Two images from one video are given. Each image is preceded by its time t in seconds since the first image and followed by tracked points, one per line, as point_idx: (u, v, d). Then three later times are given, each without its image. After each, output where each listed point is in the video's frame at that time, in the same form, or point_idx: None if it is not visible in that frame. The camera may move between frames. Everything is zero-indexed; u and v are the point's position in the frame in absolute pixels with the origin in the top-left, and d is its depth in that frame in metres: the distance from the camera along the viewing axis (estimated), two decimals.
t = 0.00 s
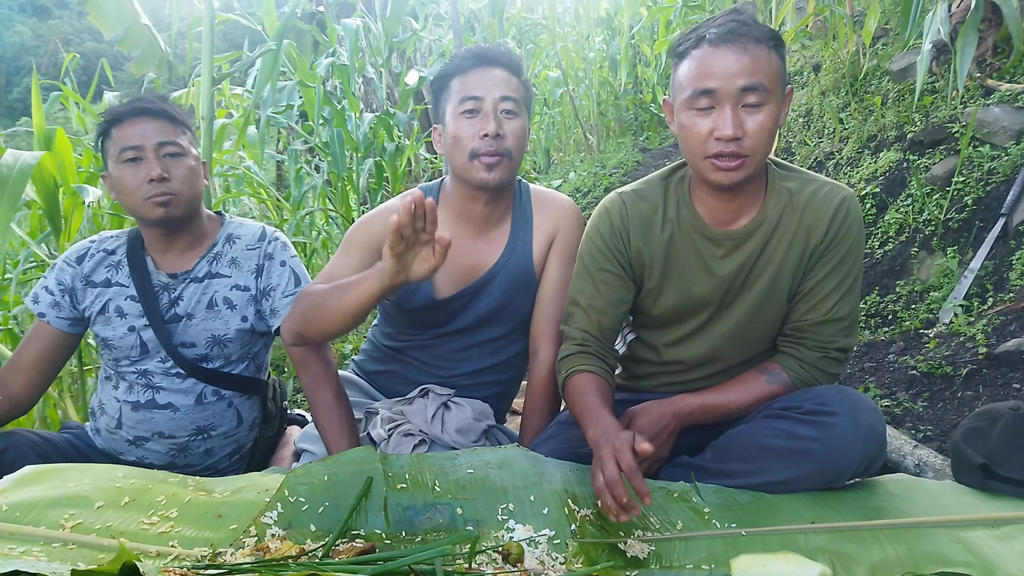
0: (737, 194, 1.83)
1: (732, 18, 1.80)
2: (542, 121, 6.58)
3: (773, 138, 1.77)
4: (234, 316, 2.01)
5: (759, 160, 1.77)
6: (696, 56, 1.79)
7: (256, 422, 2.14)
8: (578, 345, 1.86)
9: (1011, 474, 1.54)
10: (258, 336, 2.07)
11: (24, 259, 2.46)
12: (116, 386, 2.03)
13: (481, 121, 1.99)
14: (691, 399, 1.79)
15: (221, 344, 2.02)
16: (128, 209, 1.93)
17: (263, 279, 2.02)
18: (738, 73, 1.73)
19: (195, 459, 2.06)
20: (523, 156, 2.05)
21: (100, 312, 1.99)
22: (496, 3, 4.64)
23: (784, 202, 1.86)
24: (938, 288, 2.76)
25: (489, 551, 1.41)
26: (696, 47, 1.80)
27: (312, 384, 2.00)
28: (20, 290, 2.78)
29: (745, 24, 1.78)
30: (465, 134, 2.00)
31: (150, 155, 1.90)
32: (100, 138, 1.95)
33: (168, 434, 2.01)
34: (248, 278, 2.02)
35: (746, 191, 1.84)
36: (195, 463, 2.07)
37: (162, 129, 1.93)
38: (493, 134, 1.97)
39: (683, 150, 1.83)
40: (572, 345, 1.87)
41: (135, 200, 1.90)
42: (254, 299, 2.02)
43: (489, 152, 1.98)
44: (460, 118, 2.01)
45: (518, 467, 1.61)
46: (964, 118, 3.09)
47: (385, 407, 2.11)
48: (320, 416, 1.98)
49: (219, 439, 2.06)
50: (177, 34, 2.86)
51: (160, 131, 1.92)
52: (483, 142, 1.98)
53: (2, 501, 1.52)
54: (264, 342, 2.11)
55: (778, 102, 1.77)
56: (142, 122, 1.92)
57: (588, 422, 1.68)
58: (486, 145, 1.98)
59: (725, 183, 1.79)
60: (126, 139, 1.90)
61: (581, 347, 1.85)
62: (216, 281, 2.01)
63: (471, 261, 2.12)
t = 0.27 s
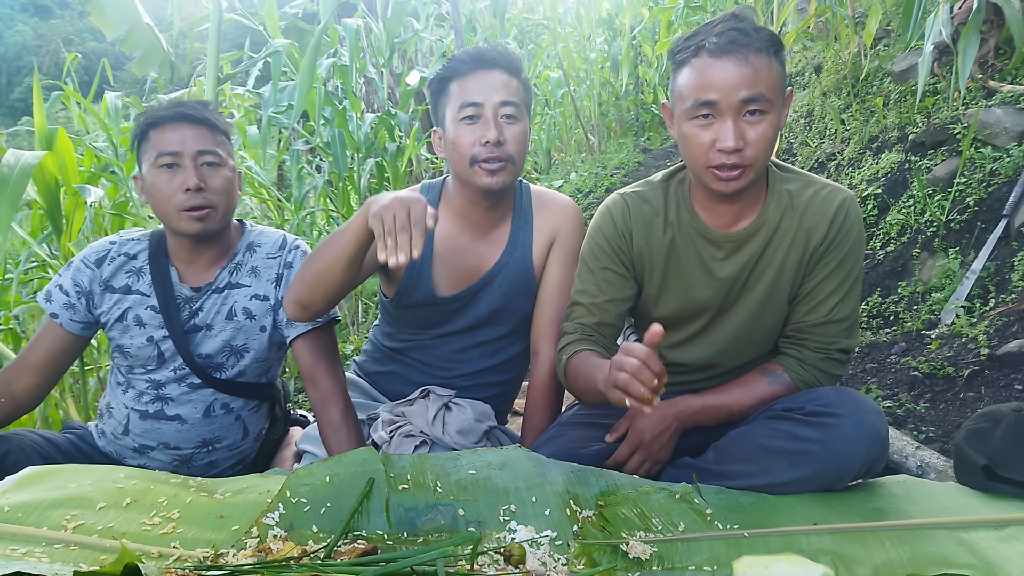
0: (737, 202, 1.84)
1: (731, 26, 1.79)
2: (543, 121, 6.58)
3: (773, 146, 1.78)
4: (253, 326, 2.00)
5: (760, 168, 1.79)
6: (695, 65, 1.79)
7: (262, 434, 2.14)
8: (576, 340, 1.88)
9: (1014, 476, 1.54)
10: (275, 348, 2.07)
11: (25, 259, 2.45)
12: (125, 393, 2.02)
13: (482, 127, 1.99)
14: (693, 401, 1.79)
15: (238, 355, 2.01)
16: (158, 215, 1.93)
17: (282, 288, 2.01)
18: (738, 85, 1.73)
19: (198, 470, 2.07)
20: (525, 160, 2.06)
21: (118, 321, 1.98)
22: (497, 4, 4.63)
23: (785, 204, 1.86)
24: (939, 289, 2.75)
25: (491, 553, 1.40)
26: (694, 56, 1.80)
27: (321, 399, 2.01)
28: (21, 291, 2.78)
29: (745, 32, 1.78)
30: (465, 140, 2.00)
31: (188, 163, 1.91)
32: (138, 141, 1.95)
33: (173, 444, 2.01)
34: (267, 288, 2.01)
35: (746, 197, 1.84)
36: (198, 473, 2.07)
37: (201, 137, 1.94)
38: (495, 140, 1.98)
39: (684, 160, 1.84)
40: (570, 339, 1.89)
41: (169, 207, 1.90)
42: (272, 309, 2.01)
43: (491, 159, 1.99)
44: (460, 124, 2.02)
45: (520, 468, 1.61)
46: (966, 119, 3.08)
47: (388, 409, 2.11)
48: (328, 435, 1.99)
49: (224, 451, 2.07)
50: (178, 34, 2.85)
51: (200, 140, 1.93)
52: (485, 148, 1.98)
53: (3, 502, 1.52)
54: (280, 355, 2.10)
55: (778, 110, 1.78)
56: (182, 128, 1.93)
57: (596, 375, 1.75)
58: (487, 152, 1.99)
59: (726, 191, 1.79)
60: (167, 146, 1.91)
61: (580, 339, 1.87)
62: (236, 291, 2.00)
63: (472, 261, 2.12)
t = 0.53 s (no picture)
0: (733, 199, 1.84)
1: (732, 22, 1.82)
2: (542, 125, 6.59)
3: (770, 141, 1.78)
4: (264, 332, 2.02)
5: (756, 162, 1.78)
6: (697, 58, 1.81)
7: (261, 443, 2.15)
8: (576, 354, 1.86)
9: (1011, 481, 1.54)
10: (283, 354, 2.08)
11: (24, 262, 2.45)
12: (128, 401, 2.01)
13: (475, 131, 2.00)
14: (690, 406, 1.79)
15: (247, 361, 2.02)
16: (183, 226, 1.92)
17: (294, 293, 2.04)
18: (736, 74, 1.76)
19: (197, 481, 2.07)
20: (520, 164, 2.05)
21: (127, 329, 1.97)
22: (497, 8, 4.64)
23: (781, 210, 1.86)
24: (937, 294, 2.75)
25: (488, 557, 1.40)
26: (697, 50, 1.82)
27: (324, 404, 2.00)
28: (19, 293, 2.78)
29: (746, 29, 1.80)
30: (459, 145, 2.01)
31: (221, 183, 1.88)
32: (174, 149, 1.93)
33: (173, 454, 2.00)
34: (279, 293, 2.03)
35: (743, 197, 1.84)
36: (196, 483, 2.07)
37: (239, 158, 1.90)
38: (488, 144, 1.98)
39: (680, 152, 1.84)
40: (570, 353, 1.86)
41: (194, 224, 1.88)
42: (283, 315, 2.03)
43: (485, 163, 2.00)
44: (454, 129, 2.02)
45: (518, 472, 1.60)
46: (964, 124, 3.09)
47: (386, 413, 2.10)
48: (331, 438, 1.98)
49: (223, 461, 2.07)
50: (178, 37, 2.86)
51: (239, 162, 1.90)
52: (479, 152, 1.99)
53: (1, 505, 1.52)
54: (285, 361, 2.12)
55: (776, 105, 1.79)
56: (221, 146, 1.89)
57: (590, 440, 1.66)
58: (481, 155, 1.99)
59: (721, 184, 1.79)
60: (203, 163, 1.88)
61: (580, 356, 1.85)
62: (246, 298, 2.01)
63: (472, 267, 2.12)
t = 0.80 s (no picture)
0: (731, 195, 1.84)
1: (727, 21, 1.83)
2: (542, 124, 6.58)
3: (768, 137, 1.78)
4: (272, 330, 2.02)
5: (755, 156, 1.78)
6: (692, 56, 1.81)
7: (261, 443, 2.15)
8: (581, 355, 1.85)
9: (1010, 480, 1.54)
10: (287, 354, 2.09)
11: (23, 261, 2.45)
12: (131, 398, 2.00)
13: (455, 155, 1.99)
14: (689, 405, 1.79)
15: (252, 361, 2.02)
16: (198, 233, 1.91)
17: (303, 292, 2.04)
18: (733, 70, 1.76)
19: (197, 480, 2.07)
20: (508, 170, 2.06)
21: (135, 325, 1.97)
22: (496, 7, 4.64)
23: (779, 208, 1.87)
24: (936, 293, 2.76)
25: (488, 556, 1.40)
26: (693, 49, 1.83)
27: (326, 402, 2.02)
28: (18, 292, 2.77)
29: (742, 26, 1.82)
30: (444, 171, 2.00)
31: (239, 186, 1.87)
32: (193, 149, 1.93)
33: (175, 453, 2.00)
34: (288, 291, 2.03)
35: (741, 194, 1.85)
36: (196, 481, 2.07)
37: (258, 162, 1.89)
38: (471, 168, 1.97)
39: (679, 150, 1.84)
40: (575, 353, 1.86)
41: (211, 229, 1.88)
42: (292, 312, 2.03)
43: (474, 184, 2.00)
44: (434, 157, 2.02)
45: (516, 472, 1.61)
46: (963, 123, 3.09)
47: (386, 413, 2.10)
48: (331, 435, 1.99)
49: (223, 460, 2.07)
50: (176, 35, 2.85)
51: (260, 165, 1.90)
52: (464, 177, 1.98)
53: None
54: (290, 360, 2.12)
55: (773, 101, 1.79)
56: (241, 148, 1.89)
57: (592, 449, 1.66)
58: (468, 180, 1.99)
59: (719, 179, 1.79)
60: (224, 165, 1.87)
61: (584, 359, 1.84)
62: (255, 295, 2.00)
63: (475, 266, 2.13)
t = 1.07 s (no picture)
0: (734, 195, 1.84)
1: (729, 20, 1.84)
2: (543, 125, 6.58)
3: (770, 136, 1.78)
4: (274, 331, 2.02)
5: (757, 154, 1.78)
6: (696, 55, 1.82)
7: (262, 444, 2.15)
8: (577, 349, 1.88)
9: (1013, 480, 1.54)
10: (288, 355, 2.09)
11: (25, 263, 2.45)
12: (132, 397, 2.01)
13: (455, 154, 1.99)
14: (692, 405, 1.78)
15: (254, 360, 2.02)
16: (200, 227, 1.92)
17: (305, 292, 2.04)
18: (735, 68, 1.76)
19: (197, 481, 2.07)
20: (508, 169, 2.06)
21: (137, 323, 1.97)
22: (497, 8, 4.65)
23: (781, 209, 1.87)
24: (939, 293, 2.75)
25: (490, 557, 1.39)
26: (697, 47, 1.83)
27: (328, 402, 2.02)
28: (20, 294, 2.78)
29: (744, 26, 1.82)
30: (444, 168, 2.00)
31: (241, 184, 1.88)
32: (197, 148, 1.93)
33: (176, 454, 2.00)
34: (290, 291, 2.03)
35: (744, 194, 1.84)
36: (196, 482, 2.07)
37: (261, 160, 1.90)
38: (470, 166, 1.97)
39: (681, 147, 1.84)
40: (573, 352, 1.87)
41: (213, 225, 1.88)
42: (294, 312, 2.04)
43: (474, 183, 2.00)
44: (435, 154, 2.01)
45: (519, 472, 1.61)
46: (965, 123, 3.08)
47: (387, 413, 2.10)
48: (333, 437, 1.99)
49: (224, 461, 2.07)
50: (178, 37, 2.86)
51: (263, 163, 1.90)
52: (463, 175, 1.98)
53: (3, 505, 1.52)
54: (291, 361, 2.13)
55: (775, 99, 1.79)
56: (243, 147, 1.89)
57: (595, 417, 1.70)
58: (468, 178, 1.99)
59: (722, 178, 1.79)
60: (229, 163, 1.88)
61: (581, 350, 1.87)
62: (258, 295, 2.00)
63: (474, 267, 2.13)
